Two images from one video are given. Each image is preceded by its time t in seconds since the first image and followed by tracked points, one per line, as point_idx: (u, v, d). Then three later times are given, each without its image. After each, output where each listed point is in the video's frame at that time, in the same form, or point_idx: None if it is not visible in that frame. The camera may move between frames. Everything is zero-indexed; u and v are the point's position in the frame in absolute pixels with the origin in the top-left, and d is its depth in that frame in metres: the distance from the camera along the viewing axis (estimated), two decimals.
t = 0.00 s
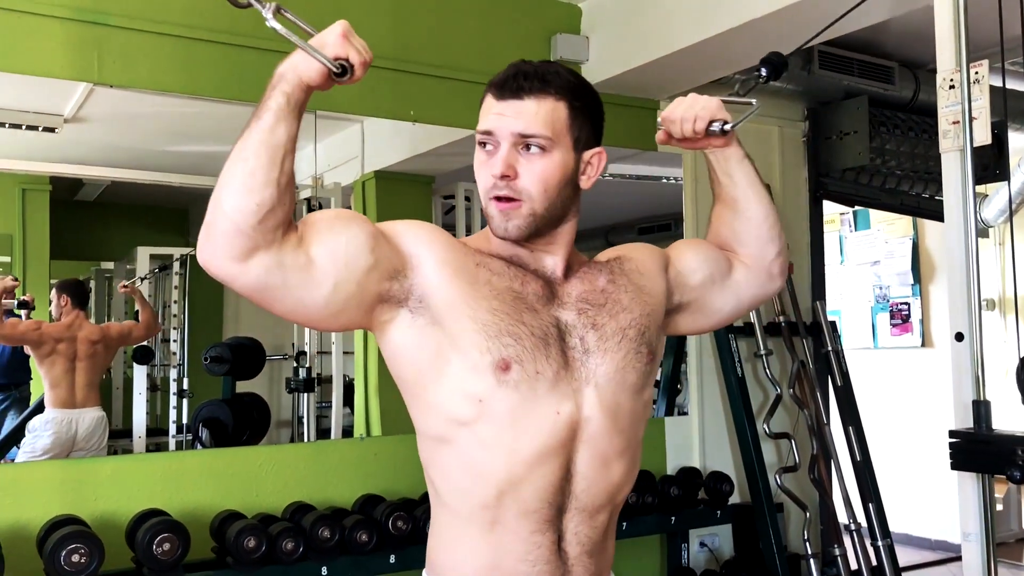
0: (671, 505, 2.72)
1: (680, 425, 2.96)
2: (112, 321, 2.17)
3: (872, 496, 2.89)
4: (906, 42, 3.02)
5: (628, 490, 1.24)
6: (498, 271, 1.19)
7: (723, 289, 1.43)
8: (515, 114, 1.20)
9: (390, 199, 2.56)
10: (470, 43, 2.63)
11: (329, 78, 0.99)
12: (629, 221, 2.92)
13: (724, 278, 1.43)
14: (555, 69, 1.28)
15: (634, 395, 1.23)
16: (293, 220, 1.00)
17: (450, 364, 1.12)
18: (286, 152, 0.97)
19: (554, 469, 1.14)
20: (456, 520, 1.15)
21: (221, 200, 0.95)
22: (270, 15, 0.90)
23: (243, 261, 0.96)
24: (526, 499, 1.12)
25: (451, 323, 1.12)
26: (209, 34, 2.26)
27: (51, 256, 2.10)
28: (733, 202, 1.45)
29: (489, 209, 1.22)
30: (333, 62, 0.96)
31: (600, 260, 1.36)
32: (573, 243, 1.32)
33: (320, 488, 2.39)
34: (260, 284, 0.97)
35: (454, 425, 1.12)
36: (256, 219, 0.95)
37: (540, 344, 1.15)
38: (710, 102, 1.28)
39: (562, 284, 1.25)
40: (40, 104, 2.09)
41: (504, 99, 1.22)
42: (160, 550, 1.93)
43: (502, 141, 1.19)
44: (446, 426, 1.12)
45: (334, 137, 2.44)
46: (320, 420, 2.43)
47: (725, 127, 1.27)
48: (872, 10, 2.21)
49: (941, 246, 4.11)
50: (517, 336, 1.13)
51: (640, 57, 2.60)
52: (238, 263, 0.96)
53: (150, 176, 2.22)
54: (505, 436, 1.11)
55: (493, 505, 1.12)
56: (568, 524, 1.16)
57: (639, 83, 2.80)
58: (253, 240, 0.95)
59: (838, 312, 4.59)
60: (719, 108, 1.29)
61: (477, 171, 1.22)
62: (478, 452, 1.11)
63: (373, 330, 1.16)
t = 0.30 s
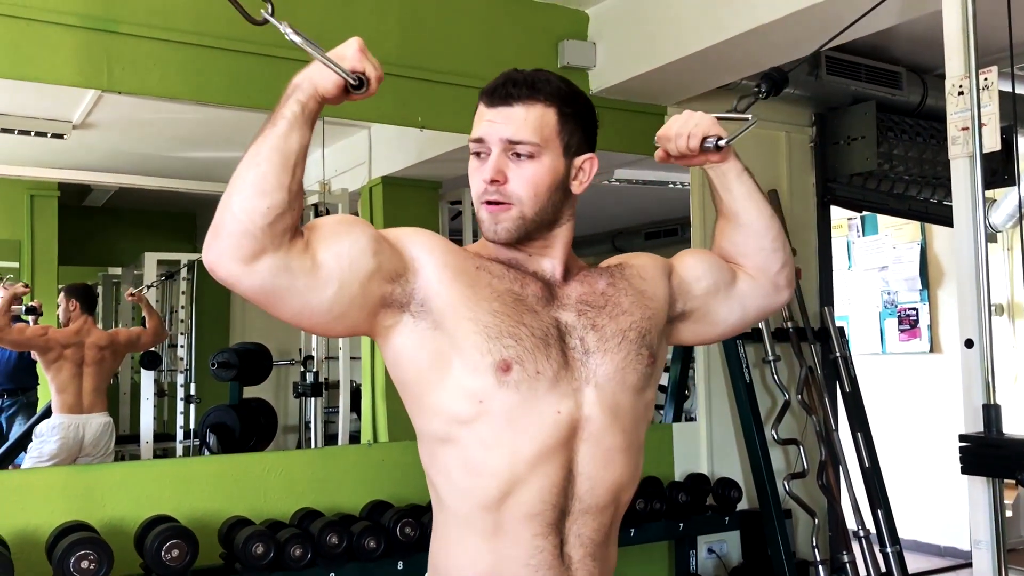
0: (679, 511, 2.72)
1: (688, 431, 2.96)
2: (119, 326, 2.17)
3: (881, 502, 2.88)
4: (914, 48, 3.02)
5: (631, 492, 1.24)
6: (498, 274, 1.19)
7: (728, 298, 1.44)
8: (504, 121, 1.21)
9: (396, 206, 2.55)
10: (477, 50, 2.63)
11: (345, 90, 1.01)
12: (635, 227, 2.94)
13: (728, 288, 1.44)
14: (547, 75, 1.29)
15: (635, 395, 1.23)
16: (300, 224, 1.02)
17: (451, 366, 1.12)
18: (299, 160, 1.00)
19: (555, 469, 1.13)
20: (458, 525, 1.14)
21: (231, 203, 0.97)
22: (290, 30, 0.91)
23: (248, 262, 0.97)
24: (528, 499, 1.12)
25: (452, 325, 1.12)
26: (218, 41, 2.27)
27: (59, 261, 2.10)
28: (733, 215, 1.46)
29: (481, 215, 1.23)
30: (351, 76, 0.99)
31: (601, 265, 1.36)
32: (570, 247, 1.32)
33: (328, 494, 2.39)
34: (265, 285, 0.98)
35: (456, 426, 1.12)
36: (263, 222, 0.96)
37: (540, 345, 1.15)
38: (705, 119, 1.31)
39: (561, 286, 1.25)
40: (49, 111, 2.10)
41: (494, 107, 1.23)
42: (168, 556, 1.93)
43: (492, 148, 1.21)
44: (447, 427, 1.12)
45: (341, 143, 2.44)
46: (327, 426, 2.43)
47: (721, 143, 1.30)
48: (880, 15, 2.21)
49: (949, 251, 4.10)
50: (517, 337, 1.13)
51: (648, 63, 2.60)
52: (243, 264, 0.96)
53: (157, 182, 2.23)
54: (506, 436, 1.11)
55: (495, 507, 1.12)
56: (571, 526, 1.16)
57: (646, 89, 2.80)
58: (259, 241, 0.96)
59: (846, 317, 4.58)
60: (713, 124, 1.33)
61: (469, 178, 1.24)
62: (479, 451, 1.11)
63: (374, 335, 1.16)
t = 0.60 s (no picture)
0: (686, 519, 2.71)
1: (694, 439, 2.95)
2: (126, 332, 2.18)
3: (888, 510, 2.87)
4: (920, 55, 3.02)
5: (636, 497, 1.23)
6: (503, 281, 1.20)
7: (728, 297, 1.44)
8: (501, 135, 1.21)
9: (403, 213, 2.58)
10: (484, 57, 2.64)
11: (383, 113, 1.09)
12: (642, 232, 2.99)
13: (728, 287, 1.44)
14: (541, 87, 1.28)
15: (640, 399, 1.23)
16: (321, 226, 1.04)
17: (459, 370, 1.12)
18: (332, 165, 1.04)
19: (561, 472, 1.13)
20: (466, 530, 1.14)
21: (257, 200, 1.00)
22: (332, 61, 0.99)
23: (266, 257, 0.98)
24: (534, 501, 1.12)
25: (460, 330, 1.12)
26: (226, 48, 2.28)
27: (66, 268, 2.11)
28: (723, 221, 1.47)
29: (481, 227, 1.24)
30: (393, 103, 1.07)
31: (603, 272, 1.36)
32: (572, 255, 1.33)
33: (334, 500, 2.39)
34: (280, 280, 0.99)
35: (463, 430, 1.11)
36: (286, 218, 0.99)
37: (547, 349, 1.15)
38: (670, 139, 1.34)
39: (566, 293, 1.25)
40: (56, 117, 2.11)
41: (491, 121, 1.23)
42: (175, 562, 1.93)
43: (490, 164, 1.21)
44: (454, 431, 1.12)
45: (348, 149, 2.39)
46: (332, 432, 2.43)
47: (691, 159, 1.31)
48: (886, 23, 2.21)
49: (956, 258, 4.09)
50: (523, 341, 1.13)
51: (654, 69, 2.61)
52: (261, 259, 0.98)
53: (159, 188, 2.24)
54: (514, 438, 1.10)
55: (503, 510, 1.11)
56: (577, 529, 1.15)
57: (652, 96, 2.81)
58: (280, 236, 0.99)
59: (852, 324, 4.57)
60: (682, 142, 1.35)
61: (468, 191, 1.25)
62: (487, 454, 1.10)
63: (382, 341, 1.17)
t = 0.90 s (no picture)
0: (691, 524, 2.71)
1: (699, 443, 2.94)
2: (131, 335, 2.18)
3: (894, 516, 2.87)
4: (926, 60, 3.03)
5: (639, 501, 1.22)
6: (508, 286, 1.20)
7: (730, 306, 1.44)
8: (517, 136, 1.21)
9: (408, 217, 2.57)
10: (491, 62, 2.64)
11: (386, 113, 1.08)
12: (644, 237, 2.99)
13: (732, 296, 1.44)
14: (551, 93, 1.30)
15: (643, 403, 1.23)
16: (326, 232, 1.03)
17: (462, 375, 1.12)
18: (335, 169, 1.04)
19: (564, 476, 1.13)
20: (468, 533, 1.14)
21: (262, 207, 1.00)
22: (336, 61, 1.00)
23: (270, 264, 0.98)
24: (538, 504, 1.12)
25: (464, 335, 1.13)
26: (235, 53, 2.28)
27: (71, 271, 2.11)
28: (731, 228, 1.46)
29: (496, 227, 1.22)
30: (394, 101, 1.06)
31: (607, 278, 1.36)
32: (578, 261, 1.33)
33: (339, 504, 2.38)
34: (285, 287, 0.99)
35: (466, 434, 1.11)
36: (291, 225, 0.99)
37: (551, 354, 1.15)
38: (682, 137, 1.35)
39: (570, 298, 1.25)
40: (63, 121, 2.11)
41: (507, 122, 1.23)
42: (180, 566, 1.93)
43: (508, 163, 1.20)
44: (458, 435, 1.12)
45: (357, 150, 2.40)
46: (337, 435, 2.42)
47: (700, 157, 1.32)
48: (893, 27, 2.21)
49: (962, 263, 4.09)
50: (527, 346, 1.13)
51: (660, 74, 2.61)
52: (265, 266, 0.98)
53: (166, 191, 2.24)
54: (517, 443, 1.10)
55: (505, 513, 1.11)
56: (580, 532, 1.15)
57: (659, 101, 2.81)
58: (282, 243, 0.98)
59: (858, 329, 4.57)
60: (694, 141, 1.36)
61: (480, 192, 1.23)
62: (490, 458, 1.10)
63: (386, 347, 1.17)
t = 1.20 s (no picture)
0: (695, 527, 2.70)
1: (704, 446, 2.94)
2: (134, 337, 2.18)
3: (899, 519, 2.86)
4: (931, 62, 3.02)
5: (643, 504, 1.22)
6: (508, 289, 1.20)
7: (730, 311, 1.43)
8: (554, 124, 1.27)
9: (412, 220, 2.58)
10: (495, 64, 2.64)
11: (304, 60, 1.01)
12: (648, 239, 2.94)
13: (732, 300, 1.43)
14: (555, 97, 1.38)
15: (646, 405, 1.22)
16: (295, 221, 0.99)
17: (462, 379, 1.12)
18: (282, 154, 0.98)
19: (567, 480, 1.12)
20: (472, 538, 1.13)
21: (229, 214, 0.95)
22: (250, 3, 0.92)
23: (262, 272, 0.96)
24: (542, 508, 1.11)
25: (464, 339, 1.12)
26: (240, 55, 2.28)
27: (75, 272, 2.11)
28: (759, 217, 1.43)
29: (540, 210, 1.23)
30: (308, 40, 0.99)
31: (607, 281, 1.36)
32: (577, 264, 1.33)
33: (343, 507, 2.38)
34: (281, 294, 0.98)
35: (467, 438, 1.11)
36: (265, 224, 0.95)
37: (552, 356, 1.15)
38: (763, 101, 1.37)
39: (570, 301, 1.25)
40: (68, 123, 2.12)
41: (541, 111, 1.29)
42: (184, 568, 1.93)
43: (551, 148, 1.25)
44: (459, 439, 1.12)
45: (357, 156, 2.46)
46: (340, 438, 2.43)
47: (777, 124, 1.35)
48: (899, 29, 2.21)
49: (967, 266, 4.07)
50: (528, 349, 1.13)
51: (665, 76, 2.61)
52: (258, 273, 0.96)
53: (169, 194, 2.24)
54: (518, 447, 1.10)
55: (508, 517, 1.11)
56: (584, 535, 1.14)
57: (663, 103, 2.81)
58: (267, 249, 0.96)
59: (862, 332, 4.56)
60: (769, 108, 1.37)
61: (519, 179, 1.25)
62: (492, 462, 1.10)
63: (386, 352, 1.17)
